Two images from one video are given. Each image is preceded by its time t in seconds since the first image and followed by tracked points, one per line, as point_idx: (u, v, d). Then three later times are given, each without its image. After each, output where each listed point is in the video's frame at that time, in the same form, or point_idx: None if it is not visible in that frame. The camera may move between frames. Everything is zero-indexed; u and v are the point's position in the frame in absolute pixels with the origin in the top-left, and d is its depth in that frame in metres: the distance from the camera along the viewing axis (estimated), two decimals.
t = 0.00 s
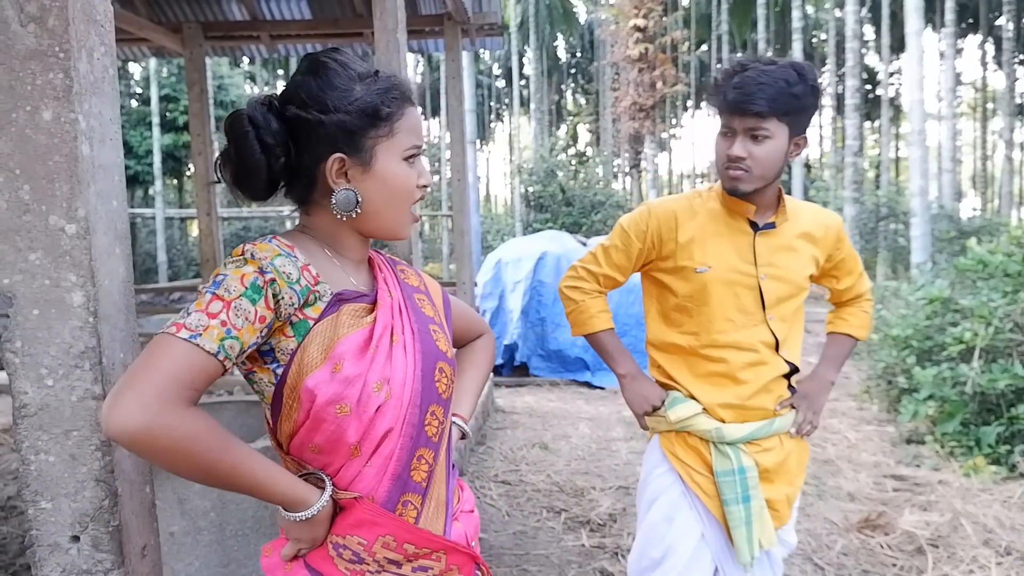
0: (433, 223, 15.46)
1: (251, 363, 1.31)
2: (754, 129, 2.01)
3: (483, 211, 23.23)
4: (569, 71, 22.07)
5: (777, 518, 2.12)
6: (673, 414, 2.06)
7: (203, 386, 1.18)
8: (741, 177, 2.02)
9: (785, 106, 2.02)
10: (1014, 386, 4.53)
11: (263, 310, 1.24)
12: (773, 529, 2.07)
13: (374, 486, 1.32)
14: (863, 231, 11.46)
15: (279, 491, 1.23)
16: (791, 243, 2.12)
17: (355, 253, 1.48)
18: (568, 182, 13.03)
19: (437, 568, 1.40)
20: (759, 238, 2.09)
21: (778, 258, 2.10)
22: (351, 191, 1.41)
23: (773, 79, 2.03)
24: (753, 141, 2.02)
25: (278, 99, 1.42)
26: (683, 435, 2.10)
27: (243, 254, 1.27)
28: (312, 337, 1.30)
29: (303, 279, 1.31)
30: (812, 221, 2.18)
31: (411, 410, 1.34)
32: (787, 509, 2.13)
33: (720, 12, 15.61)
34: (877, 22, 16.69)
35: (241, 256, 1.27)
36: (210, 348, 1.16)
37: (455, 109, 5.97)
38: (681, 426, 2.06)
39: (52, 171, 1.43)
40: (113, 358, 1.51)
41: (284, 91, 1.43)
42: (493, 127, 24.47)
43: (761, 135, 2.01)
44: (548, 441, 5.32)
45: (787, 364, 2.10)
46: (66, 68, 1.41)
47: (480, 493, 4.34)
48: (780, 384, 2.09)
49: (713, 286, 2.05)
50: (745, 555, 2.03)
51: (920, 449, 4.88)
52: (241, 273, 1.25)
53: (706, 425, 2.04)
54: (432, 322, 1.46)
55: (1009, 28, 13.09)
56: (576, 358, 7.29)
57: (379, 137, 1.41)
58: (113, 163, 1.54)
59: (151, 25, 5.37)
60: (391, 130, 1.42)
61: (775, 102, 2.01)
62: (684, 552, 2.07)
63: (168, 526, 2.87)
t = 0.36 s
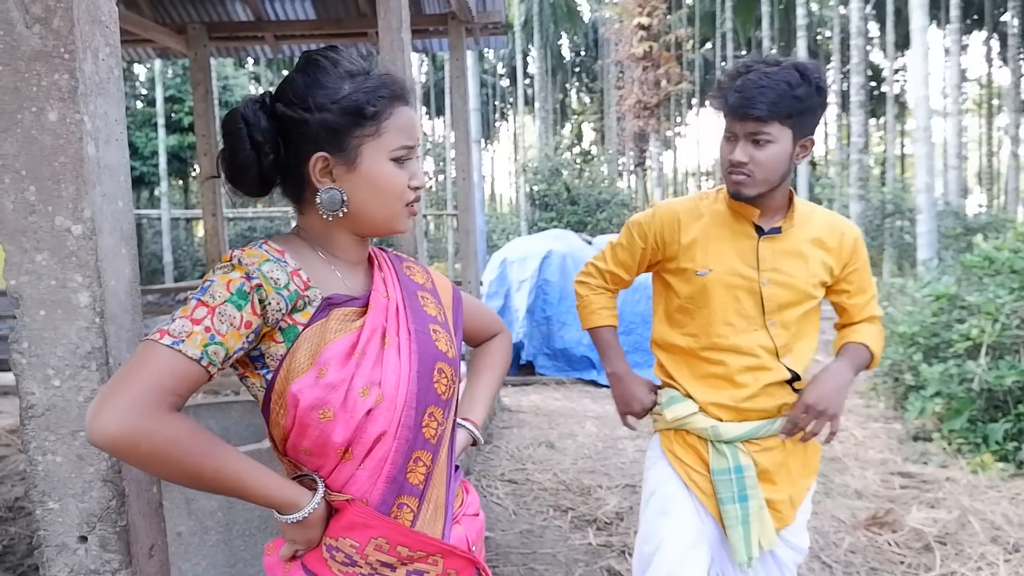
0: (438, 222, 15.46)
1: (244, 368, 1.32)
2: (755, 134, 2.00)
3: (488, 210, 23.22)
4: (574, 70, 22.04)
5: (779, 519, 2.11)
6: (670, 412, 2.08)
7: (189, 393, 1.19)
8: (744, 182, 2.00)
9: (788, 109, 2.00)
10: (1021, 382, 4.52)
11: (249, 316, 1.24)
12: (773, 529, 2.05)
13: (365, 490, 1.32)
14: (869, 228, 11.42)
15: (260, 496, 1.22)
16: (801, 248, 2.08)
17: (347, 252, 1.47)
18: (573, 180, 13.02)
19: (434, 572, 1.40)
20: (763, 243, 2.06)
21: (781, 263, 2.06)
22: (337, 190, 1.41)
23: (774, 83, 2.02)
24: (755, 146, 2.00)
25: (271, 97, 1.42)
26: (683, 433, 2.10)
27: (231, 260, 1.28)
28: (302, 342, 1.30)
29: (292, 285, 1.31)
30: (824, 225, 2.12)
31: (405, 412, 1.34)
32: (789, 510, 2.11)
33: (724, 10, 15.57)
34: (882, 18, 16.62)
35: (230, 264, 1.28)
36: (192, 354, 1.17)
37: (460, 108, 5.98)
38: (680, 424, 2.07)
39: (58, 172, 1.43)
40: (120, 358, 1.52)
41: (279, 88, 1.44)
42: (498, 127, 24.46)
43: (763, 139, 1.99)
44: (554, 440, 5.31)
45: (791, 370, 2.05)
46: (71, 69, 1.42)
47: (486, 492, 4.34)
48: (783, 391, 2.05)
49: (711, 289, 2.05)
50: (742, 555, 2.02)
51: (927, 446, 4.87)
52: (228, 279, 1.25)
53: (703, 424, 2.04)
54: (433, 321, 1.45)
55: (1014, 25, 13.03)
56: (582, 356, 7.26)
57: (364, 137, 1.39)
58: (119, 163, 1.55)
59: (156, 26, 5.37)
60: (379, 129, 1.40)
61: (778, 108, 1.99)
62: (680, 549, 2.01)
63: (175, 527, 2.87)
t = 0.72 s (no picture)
0: (443, 223, 15.47)
1: (254, 360, 1.37)
2: (702, 143, 1.76)
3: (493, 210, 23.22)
4: (578, 69, 22.02)
5: (757, 556, 1.86)
6: (631, 442, 1.93)
7: (189, 385, 1.27)
8: (688, 198, 1.77)
9: (740, 118, 1.77)
10: None
11: (247, 312, 1.28)
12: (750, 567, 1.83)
13: (352, 486, 1.32)
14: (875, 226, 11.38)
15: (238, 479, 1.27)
16: (747, 264, 1.82)
17: (353, 254, 1.45)
18: (578, 180, 13.00)
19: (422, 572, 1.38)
20: (705, 266, 1.84)
21: (727, 287, 1.83)
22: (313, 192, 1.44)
23: (727, 88, 1.78)
24: (701, 157, 1.76)
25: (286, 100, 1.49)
26: (647, 464, 1.93)
27: (238, 258, 1.33)
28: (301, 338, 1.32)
29: (294, 284, 1.33)
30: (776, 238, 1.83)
31: (391, 411, 1.32)
32: (770, 545, 1.87)
33: (729, 8, 15.54)
34: (887, 16, 16.58)
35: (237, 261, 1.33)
36: (187, 346, 1.23)
37: (464, 108, 5.98)
38: (642, 455, 1.91)
39: (65, 174, 1.44)
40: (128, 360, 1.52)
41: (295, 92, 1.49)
42: (502, 127, 24.46)
43: (711, 150, 1.76)
44: (560, 439, 5.31)
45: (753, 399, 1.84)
46: (78, 70, 1.42)
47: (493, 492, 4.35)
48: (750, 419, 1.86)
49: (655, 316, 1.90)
50: None
51: (934, 445, 4.85)
52: (232, 276, 1.30)
53: (665, 453, 1.87)
54: (448, 319, 1.43)
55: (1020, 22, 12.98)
56: (588, 356, 7.23)
57: (325, 140, 1.38)
58: (126, 165, 1.55)
59: (161, 29, 5.38)
60: (337, 133, 1.37)
61: (729, 117, 1.76)
62: None
63: (183, 527, 2.88)
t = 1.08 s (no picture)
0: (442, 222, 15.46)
1: (288, 354, 1.41)
2: (643, 142, 1.65)
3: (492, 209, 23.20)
4: (577, 68, 22.00)
5: (713, 558, 1.83)
6: (581, 446, 1.92)
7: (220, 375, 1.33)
8: (625, 201, 1.67)
9: (684, 116, 1.66)
10: None
11: (269, 310, 1.32)
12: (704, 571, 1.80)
13: (355, 485, 1.33)
14: (874, 225, 11.36)
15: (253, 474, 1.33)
16: (695, 273, 1.78)
17: (384, 254, 1.44)
18: (577, 179, 12.96)
19: None
20: (649, 273, 1.79)
21: (672, 296, 1.78)
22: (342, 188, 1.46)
23: (672, 80, 1.66)
24: (642, 157, 1.66)
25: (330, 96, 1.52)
26: (601, 467, 1.93)
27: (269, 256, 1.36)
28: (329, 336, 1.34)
29: (318, 285, 1.35)
30: (725, 241, 1.78)
31: (399, 419, 1.31)
32: (727, 546, 1.83)
33: (727, 7, 15.52)
34: (886, 15, 16.57)
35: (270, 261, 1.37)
36: (212, 340, 1.29)
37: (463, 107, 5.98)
38: (595, 458, 1.90)
39: (67, 174, 1.44)
40: (129, 359, 1.52)
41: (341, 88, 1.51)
42: (501, 126, 24.44)
43: (652, 150, 1.65)
44: (560, 439, 5.32)
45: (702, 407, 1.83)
46: (79, 70, 1.42)
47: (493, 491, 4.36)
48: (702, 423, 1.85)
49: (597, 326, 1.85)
50: None
51: (934, 444, 4.85)
52: (265, 275, 1.34)
53: (616, 456, 1.86)
54: (476, 331, 1.41)
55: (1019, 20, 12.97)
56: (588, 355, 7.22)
57: (349, 138, 1.39)
58: (127, 165, 1.55)
59: (160, 28, 5.37)
60: (358, 131, 1.38)
61: (671, 114, 1.65)
62: None
63: (183, 526, 2.89)
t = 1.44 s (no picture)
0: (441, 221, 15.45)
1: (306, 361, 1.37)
2: (653, 172, 1.60)
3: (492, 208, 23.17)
4: (577, 68, 21.98)
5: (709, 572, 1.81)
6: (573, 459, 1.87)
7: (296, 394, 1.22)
8: (631, 227, 1.64)
9: (695, 148, 1.60)
10: None
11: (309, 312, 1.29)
12: None
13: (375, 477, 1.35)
14: (874, 226, 11.34)
15: (378, 452, 1.16)
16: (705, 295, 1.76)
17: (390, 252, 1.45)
18: (577, 178, 12.92)
19: (429, 566, 1.39)
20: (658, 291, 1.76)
21: (680, 316, 1.76)
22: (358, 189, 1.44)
23: (685, 105, 1.59)
24: (651, 185, 1.61)
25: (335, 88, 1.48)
26: (592, 480, 1.88)
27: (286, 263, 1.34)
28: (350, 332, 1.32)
29: (338, 282, 1.33)
30: (738, 260, 1.76)
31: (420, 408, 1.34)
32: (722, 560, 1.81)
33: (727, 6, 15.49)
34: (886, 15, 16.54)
35: (281, 273, 1.34)
36: (276, 349, 1.23)
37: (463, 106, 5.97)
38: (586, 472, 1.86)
39: (64, 172, 1.44)
40: (126, 358, 1.52)
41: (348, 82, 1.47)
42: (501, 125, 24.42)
43: (661, 180, 1.60)
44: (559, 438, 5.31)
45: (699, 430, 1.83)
46: (78, 70, 1.42)
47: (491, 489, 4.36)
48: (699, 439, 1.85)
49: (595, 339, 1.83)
50: None
51: (933, 445, 4.85)
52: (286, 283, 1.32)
53: (608, 471, 1.82)
54: (477, 313, 1.45)
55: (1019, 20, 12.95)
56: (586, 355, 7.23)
57: (375, 139, 1.37)
58: (125, 164, 1.55)
59: (160, 27, 5.36)
60: (387, 134, 1.36)
61: (682, 144, 1.59)
62: None
63: (181, 525, 2.89)
